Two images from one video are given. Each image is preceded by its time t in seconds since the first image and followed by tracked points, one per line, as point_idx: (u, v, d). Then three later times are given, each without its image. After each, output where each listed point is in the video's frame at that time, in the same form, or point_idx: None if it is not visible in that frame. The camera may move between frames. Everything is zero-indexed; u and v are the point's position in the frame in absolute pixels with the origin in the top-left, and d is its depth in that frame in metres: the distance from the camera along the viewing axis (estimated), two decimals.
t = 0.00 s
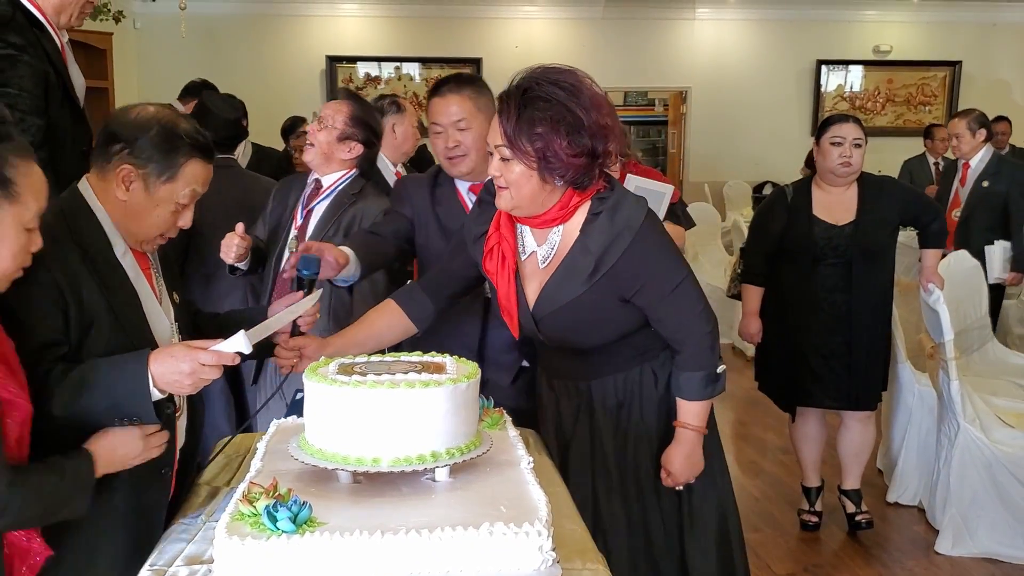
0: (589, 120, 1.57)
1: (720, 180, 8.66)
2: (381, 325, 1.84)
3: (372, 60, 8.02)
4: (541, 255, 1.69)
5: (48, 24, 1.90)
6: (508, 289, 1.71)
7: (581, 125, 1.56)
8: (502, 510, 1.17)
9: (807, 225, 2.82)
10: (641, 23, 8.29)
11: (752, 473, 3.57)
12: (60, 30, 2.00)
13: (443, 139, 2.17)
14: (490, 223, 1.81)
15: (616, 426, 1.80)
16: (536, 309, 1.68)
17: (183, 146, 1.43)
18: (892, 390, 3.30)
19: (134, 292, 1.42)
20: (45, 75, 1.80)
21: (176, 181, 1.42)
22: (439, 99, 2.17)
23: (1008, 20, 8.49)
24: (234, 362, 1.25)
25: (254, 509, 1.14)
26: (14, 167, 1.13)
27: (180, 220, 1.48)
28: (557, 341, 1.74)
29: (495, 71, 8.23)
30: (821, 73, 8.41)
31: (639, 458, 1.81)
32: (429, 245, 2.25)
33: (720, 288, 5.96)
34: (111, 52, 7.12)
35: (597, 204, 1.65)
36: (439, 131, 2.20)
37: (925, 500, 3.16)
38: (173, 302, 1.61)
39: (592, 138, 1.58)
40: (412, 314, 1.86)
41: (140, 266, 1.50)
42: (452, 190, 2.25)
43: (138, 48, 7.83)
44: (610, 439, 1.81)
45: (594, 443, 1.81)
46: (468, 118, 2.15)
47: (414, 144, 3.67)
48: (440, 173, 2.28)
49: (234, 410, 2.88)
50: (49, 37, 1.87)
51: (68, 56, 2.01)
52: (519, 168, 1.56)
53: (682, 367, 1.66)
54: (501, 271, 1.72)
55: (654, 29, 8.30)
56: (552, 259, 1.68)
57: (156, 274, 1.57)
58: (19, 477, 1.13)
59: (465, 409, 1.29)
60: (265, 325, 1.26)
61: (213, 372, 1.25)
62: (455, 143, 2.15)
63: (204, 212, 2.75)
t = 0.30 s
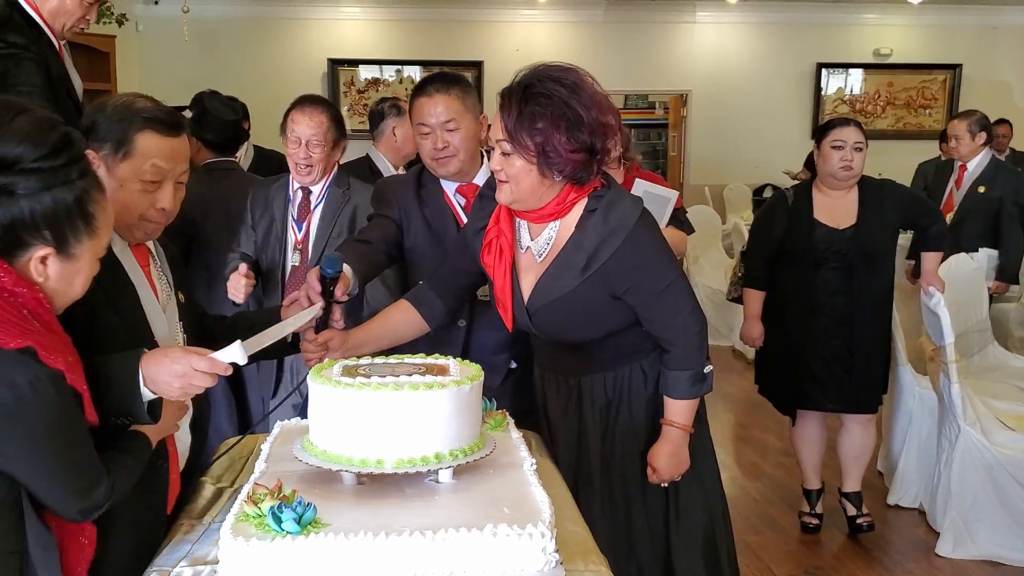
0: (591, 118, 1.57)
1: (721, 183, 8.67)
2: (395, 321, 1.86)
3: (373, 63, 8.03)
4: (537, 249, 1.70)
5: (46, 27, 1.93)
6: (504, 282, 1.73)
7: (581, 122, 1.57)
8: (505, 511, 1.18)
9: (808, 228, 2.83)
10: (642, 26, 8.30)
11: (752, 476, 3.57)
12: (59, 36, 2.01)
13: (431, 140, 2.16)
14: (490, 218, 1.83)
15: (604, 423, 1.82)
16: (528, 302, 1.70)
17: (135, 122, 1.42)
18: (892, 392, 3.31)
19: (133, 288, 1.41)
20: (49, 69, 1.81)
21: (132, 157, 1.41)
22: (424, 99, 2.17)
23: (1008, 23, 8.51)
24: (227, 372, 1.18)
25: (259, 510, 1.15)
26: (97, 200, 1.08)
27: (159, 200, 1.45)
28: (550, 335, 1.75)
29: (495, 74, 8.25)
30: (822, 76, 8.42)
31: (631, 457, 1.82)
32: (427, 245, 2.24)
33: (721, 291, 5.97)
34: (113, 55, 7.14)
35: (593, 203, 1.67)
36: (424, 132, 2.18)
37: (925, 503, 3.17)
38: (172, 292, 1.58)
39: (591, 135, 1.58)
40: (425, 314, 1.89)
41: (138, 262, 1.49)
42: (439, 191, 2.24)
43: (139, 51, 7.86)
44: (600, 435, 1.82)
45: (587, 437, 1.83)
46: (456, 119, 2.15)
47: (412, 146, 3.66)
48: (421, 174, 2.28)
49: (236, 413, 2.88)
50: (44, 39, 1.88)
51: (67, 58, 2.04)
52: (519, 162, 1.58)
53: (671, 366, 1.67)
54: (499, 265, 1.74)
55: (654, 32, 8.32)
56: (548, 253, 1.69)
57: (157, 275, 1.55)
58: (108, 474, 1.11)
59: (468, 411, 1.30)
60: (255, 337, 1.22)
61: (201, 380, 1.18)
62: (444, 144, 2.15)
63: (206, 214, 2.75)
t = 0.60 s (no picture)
0: (592, 118, 1.58)
1: (721, 186, 8.67)
2: (396, 316, 1.87)
3: (374, 66, 8.04)
4: (539, 248, 1.70)
5: (52, 26, 1.90)
6: (506, 281, 1.72)
7: (584, 120, 1.58)
8: (507, 515, 1.18)
9: (810, 231, 2.83)
10: (643, 29, 8.31)
11: (753, 479, 3.57)
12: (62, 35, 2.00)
13: (448, 137, 2.14)
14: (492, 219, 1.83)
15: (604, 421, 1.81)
16: (532, 301, 1.69)
17: (138, 119, 1.40)
18: (893, 395, 3.31)
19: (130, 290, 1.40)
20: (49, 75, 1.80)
21: (146, 156, 1.40)
22: (447, 94, 2.12)
23: (1009, 26, 8.52)
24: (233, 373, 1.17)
25: (260, 513, 1.15)
26: (105, 200, 1.09)
27: (165, 194, 1.46)
28: (552, 333, 1.75)
29: (496, 77, 8.26)
30: (822, 79, 8.43)
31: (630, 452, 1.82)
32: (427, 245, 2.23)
33: (722, 294, 5.97)
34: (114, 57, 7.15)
35: (595, 199, 1.67)
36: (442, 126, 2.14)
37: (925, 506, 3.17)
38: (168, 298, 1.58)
39: (593, 133, 1.59)
40: (424, 309, 1.89)
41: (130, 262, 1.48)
42: (448, 188, 2.23)
43: (140, 53, 7.86)
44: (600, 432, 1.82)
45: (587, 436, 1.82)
46: (476, 117, 2.11)
47: (406, 145, 3.59)
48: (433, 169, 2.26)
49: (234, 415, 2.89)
50: (51, 40, 1.87)
51: (72, 61, 2.02)
52: (525, 162, 1.57)
53: (673, 359, 1.69)
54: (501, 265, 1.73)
55: (655, 35, 8.32)
56: (551, 251, 1.69)
57: (149, 272, 1.56)
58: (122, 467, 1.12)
59: (472, 413, 1.30)
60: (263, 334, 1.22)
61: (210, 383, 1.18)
62: (462, 141, 2.13)
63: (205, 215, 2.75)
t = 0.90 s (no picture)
0: (630, 94, 1.67)
1: (720, 186, 8.66)
2: (427, 304, 1.89)
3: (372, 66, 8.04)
4: (563, 216, 1.74)
5: (43, 28, 1.91)
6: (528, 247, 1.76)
7: (622, 92, 1.66)
8: (503, 515, 1.18)
9: (808, 232, 2.83)
10: (642, 29, 8.31)
11: (751, 479, 3.57)
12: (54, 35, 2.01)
13: (459, 139, 2.15)
14: (512, 186, 1.87)
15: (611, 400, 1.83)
16: (556, 265, 1.73)
17: (140, 120, 1.40)
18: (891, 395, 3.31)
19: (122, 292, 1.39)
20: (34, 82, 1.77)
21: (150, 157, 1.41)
22: (458, 97, 2.16)
23: (1006, 27, 8.53)
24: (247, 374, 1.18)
25: (255, 514, 1.14)
26: (82, 187, 1.07)
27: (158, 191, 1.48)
28: (568, 302, 1.77)
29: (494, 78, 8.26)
30: (821, 79, 8.42)
31: (629, 439, 1.84)
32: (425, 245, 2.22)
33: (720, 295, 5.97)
34: (111, 58, 7.14)
35: (626, 171, 1.74)
36: (453, 129, 2.17)
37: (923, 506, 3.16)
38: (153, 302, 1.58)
39: (630, 104, 1.68)
40: (453, 293, 1.90)
41: (122, 264, 1.50)
42: (454, 187, 2.22)
43: (138, 54, 7.85)
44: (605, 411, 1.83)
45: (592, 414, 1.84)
46: (487, 121, 2.14)
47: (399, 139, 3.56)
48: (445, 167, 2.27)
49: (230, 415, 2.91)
50: (41, 39, 1.86)
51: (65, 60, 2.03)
52: (568, 134, 1.63)
53: (689, 331, 1.73)
54: (524, 230, 1.77)
55: (653, 35, 8.32)
56: (574, 219, 1.73)
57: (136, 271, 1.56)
58: (125, 447, 1.12)
59: (469, 414, 1.30)
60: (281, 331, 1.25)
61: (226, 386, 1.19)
62: (472, 144, 2.14)
63: (203, 215, 2.75)
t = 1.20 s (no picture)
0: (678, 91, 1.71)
1: (718, 187, 8.67)
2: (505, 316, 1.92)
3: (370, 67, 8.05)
4: (597, 204, 1.75)
5: (31, 24, 1.90)
6: (559, 231, 1.76)
7: (673, 85, 1.69)
8: (499, 516, 1.17)
9: (807, 232, 2.83)
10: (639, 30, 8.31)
11: (749, 480, 3.57)
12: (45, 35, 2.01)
13: (434, 153, 2.01)
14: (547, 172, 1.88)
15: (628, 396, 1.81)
16: (586, 253, 1.74)
17: (127, 133, 1.39)
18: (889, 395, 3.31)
19: (100, 292, 1.40)
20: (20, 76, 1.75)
21: (127, 170, 1.40)
22: (431, 111, 1.99)
23: (1004, 27, 8.54)
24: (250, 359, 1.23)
25: (250, 515, 1.14)
26: (76, 186, 1.06)
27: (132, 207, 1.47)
28: (595, 291, 1.77)
29: (492, 79, 8.27)
30: (819, 80, 8.43)
31: (639, 441, 1.81)
32: (411, 261, 2.07)
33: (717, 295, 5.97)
34: (109, 58, 7.14)
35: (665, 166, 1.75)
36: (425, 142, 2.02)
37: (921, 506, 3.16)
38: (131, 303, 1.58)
39: (679, 98, 1.71)
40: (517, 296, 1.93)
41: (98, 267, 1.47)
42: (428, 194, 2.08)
43: (136, 54, 7.84)
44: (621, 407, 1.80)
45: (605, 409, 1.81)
46: (462, 135, 2.00)
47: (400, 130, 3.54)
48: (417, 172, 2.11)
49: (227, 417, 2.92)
50: (28, 38, 1.85)
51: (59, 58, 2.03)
52: (619, 121, 1.66)
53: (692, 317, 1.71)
54: (556, 214, 1.78)
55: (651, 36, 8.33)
56: (608, 208, 1.74)
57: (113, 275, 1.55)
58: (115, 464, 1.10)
59: (465, 415, 1.29)
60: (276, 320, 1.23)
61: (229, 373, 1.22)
62: (447, 159, 2.01)
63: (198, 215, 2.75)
